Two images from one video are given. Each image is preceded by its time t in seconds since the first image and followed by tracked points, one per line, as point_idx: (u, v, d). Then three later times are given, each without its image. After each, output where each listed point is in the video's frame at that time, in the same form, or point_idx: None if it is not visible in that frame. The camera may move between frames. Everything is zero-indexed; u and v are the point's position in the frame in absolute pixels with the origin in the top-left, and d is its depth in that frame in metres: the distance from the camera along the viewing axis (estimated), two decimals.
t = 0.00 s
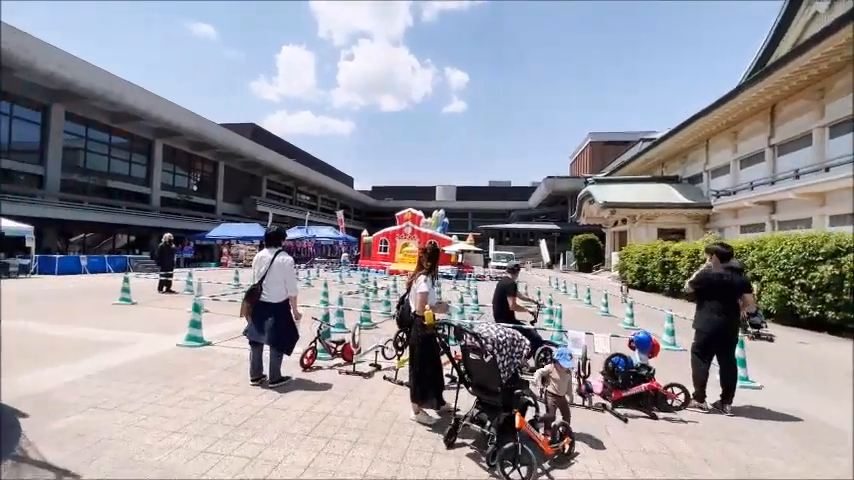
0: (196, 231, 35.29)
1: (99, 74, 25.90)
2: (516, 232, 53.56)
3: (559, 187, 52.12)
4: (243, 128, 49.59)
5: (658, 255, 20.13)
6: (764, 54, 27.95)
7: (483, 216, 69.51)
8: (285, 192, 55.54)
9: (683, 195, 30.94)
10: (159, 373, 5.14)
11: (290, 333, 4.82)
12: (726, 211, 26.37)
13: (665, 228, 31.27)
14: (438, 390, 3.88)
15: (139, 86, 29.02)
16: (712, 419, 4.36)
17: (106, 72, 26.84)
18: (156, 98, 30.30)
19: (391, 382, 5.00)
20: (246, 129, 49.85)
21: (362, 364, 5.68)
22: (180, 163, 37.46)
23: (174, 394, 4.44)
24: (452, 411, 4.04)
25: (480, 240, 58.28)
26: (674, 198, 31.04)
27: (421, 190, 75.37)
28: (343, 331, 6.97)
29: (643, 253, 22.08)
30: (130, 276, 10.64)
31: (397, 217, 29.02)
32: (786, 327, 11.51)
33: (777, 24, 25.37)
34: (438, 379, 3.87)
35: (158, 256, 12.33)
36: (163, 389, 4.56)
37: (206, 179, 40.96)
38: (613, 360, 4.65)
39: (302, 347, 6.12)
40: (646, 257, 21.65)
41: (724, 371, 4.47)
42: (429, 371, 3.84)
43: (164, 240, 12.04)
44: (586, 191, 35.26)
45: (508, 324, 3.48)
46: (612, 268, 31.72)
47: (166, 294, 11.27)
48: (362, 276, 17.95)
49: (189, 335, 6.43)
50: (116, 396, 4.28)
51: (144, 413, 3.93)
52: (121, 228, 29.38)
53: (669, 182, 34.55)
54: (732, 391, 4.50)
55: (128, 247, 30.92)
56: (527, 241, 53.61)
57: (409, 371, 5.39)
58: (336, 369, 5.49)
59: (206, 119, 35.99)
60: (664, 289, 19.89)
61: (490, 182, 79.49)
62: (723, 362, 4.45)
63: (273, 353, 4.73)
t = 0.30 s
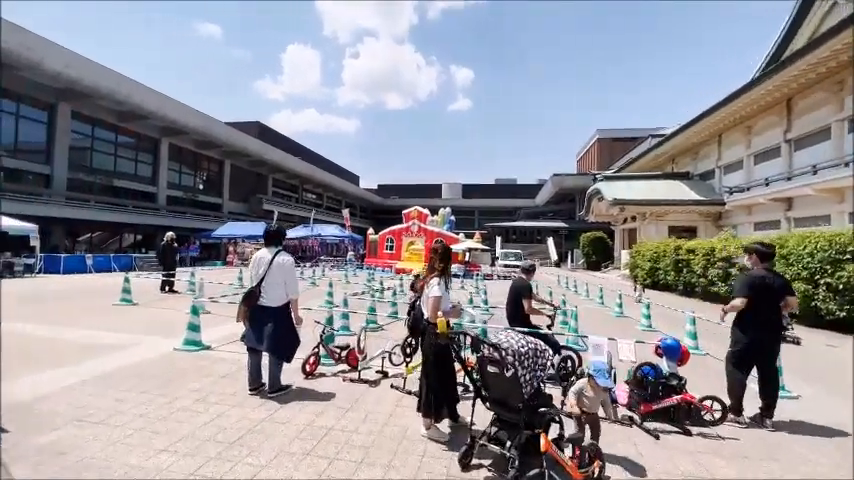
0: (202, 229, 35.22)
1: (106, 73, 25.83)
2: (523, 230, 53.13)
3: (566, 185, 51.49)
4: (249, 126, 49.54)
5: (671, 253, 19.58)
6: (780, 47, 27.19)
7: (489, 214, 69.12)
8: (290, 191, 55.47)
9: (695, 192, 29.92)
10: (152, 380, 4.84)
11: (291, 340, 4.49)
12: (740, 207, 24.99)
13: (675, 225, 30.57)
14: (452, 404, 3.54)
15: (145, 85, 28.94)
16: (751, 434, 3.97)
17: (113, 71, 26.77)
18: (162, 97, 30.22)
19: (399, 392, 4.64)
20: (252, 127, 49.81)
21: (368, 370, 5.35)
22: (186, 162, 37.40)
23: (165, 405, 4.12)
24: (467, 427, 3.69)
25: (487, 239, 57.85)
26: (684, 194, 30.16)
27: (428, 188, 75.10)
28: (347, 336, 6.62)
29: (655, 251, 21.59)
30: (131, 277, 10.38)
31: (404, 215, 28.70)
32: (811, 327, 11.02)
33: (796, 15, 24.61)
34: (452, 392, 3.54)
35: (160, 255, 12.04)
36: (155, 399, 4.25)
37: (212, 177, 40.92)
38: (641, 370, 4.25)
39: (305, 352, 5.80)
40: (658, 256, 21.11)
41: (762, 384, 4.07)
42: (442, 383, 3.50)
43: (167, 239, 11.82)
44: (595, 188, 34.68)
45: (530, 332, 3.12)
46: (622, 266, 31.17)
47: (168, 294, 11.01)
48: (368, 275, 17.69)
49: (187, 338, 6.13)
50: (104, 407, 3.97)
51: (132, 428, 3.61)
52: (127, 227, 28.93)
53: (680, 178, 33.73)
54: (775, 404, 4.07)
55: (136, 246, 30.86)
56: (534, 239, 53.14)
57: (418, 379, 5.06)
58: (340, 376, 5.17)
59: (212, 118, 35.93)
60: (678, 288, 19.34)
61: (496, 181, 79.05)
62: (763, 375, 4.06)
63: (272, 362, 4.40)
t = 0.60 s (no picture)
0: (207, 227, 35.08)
1: (108, 71, 25.48)
2: (529, 227, 52.60)
3: (573, 181, 50.78)
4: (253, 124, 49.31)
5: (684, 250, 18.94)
6: (796, 38, 26.39)
7: (495, 211, 68.51)
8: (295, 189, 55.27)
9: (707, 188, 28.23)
10: (140, 387, 4.50)
11: (289, 344, 4.14)
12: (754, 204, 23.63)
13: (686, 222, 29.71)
14: (465, 418, 3.20)
15: (148, 83, 28.63)
16: (796, 450, 3.57)
17: (116, 69, 26.49)
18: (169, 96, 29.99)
19: (405, 401, 4.28)
20: (256, 125, 49.59)
21: (372, 376, 4.99)
22: (190, 160, 37.21)
23: (151, 416, 3.77)
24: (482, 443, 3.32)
25: (493, 236, 57.36)
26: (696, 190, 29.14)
27: (432, 185, 74.53)
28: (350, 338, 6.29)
29: (665, 249, 21.10)
30: (129, 275, 10.08)
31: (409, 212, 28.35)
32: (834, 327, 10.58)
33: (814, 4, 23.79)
34: (465, 404, 3.19)
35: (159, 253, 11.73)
36: (140, 408, 3.90)
37: (216, 175, 40.76)
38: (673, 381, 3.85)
39: (305, 356, 5.46)
40: (669, 253, 20.62)
41: (809, 395, 3.66)
42: (455, 394, 3.15)
43: (166, 236, 11.51)
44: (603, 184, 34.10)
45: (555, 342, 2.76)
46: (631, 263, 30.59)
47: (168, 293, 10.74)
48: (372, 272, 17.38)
49: (181, 341, 5.79)
50: (89, 417, 3.68)
51: (111, 442, 3.25)
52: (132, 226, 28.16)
53: (690, 174, 33.06)
54: (821, 418, 3.66)
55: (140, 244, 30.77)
56: (541, 236, 52.58)
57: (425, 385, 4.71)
58: (342, 382, 4.82)
59: (217, 115, 35.75)
60: (690, 286, 18.84)
61: (502, 178, 78.43)
62: (809, 386, 3.65)
63: (268, 368, 4.06)
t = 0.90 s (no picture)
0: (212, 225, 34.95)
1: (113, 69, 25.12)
2: (535, 223, 52.08)
3: (580, 177, 50.05)
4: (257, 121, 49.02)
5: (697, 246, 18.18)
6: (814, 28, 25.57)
7: (500, 208, 67.93)
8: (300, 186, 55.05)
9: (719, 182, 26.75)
10: (133, 394, 4.23)
11: (289, 351, 3.84)
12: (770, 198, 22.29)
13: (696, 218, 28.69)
14: (476, 431, 3.00)
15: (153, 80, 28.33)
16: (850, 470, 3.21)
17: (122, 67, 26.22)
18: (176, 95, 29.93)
19: (415, 412, 3.96)
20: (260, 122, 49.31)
21: (378, 382, 4.70)
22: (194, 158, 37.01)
23: (140, 431, 3.47)
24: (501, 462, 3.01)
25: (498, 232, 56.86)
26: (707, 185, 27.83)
27: (437, 182, 73.98)
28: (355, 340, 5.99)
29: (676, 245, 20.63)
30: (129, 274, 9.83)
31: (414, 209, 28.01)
32: None
33: None
34: (479, 419, 2.95)
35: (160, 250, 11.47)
36: (128, 421, 3.60)
37: (221, 173, 40.59)
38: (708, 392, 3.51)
39: (307, 360, 5.17)
40: (681, 249, 20.15)
41: None
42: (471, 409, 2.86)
43: (167, 234, 11.29)
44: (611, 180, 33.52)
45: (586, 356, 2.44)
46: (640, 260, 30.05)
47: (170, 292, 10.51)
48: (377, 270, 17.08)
49: (178, 345, 5.50)
50: (76, 428, 3.41)
51: (94, 460, 2.94)
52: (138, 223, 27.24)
53: (700, 169, 32.40)
54: None
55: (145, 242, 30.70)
56: (547, 233, 52.06)
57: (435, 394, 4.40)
58: (347, 390, 4.52)
59: (221, 113, 35.47)
60: (703, 283, 18.33)
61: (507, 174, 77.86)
62: None
63: (267, 377, 3.76)
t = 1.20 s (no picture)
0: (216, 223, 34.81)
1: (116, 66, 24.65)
2: (540, 220, 51.70)
3: (586, 172, 49.41)
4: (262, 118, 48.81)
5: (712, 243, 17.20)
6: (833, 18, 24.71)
7: (505, 205, 67.62)
8: (304, 184, 54.87)
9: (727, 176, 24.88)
10: (129, 401, 3.97)
11: (293, 357, 3.55)
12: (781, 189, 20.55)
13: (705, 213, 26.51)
14: (514, 458, 2.53)
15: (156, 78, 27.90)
16: None
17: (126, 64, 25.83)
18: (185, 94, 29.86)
19: (429, 424, 3.66)
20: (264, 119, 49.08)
21: (387, 388, 4.41)
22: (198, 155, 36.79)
23: (132, 444, 3.21)
24: None
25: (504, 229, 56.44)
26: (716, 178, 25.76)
27: (442, 179, 73.60)
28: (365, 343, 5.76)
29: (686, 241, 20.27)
30: (130, 273, 9.62)
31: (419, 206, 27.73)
32: None
33: None
34: (508, 441, 2.55)
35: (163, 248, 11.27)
36: (119, 434, 3.33)
37: (225, 170, 40.41)
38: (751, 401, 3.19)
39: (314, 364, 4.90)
40: (691, 246, 19.72)
41: None
42: (494, 428, 2.53)
43: (169, 232, 11.06)
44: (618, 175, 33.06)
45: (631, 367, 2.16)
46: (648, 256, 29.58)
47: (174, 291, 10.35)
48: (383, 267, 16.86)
49: (177, 348, 5.23)
50: (62, 442, 3.13)
51: None
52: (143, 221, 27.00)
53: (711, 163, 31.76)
54: None
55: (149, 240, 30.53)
56: (552, 229, 51.63)
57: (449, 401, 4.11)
58: (354, 397, 4.24)
59: (226, 111, 35.09)
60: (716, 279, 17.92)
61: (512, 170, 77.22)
62: None
63: (269, 385, 3.49)
